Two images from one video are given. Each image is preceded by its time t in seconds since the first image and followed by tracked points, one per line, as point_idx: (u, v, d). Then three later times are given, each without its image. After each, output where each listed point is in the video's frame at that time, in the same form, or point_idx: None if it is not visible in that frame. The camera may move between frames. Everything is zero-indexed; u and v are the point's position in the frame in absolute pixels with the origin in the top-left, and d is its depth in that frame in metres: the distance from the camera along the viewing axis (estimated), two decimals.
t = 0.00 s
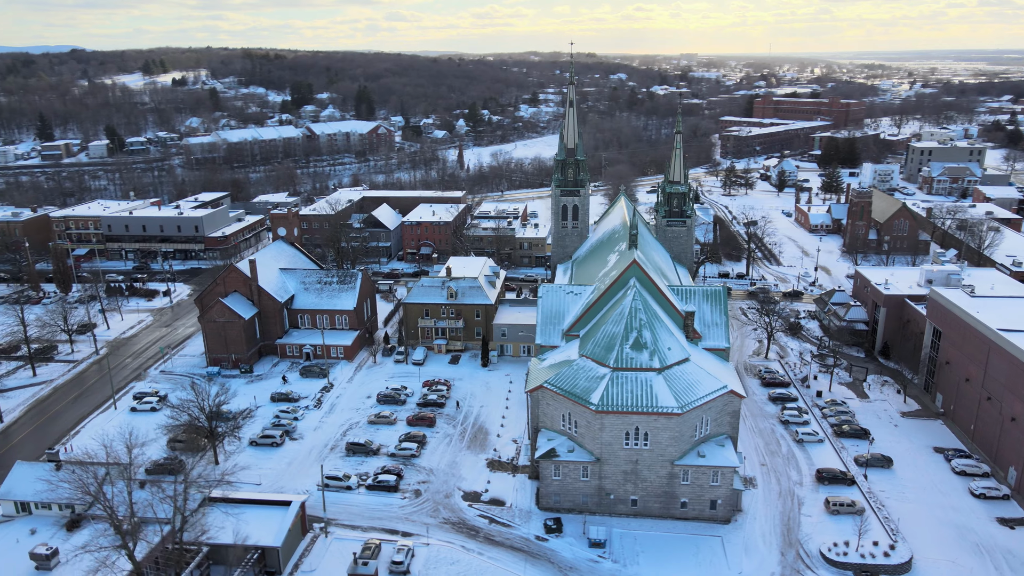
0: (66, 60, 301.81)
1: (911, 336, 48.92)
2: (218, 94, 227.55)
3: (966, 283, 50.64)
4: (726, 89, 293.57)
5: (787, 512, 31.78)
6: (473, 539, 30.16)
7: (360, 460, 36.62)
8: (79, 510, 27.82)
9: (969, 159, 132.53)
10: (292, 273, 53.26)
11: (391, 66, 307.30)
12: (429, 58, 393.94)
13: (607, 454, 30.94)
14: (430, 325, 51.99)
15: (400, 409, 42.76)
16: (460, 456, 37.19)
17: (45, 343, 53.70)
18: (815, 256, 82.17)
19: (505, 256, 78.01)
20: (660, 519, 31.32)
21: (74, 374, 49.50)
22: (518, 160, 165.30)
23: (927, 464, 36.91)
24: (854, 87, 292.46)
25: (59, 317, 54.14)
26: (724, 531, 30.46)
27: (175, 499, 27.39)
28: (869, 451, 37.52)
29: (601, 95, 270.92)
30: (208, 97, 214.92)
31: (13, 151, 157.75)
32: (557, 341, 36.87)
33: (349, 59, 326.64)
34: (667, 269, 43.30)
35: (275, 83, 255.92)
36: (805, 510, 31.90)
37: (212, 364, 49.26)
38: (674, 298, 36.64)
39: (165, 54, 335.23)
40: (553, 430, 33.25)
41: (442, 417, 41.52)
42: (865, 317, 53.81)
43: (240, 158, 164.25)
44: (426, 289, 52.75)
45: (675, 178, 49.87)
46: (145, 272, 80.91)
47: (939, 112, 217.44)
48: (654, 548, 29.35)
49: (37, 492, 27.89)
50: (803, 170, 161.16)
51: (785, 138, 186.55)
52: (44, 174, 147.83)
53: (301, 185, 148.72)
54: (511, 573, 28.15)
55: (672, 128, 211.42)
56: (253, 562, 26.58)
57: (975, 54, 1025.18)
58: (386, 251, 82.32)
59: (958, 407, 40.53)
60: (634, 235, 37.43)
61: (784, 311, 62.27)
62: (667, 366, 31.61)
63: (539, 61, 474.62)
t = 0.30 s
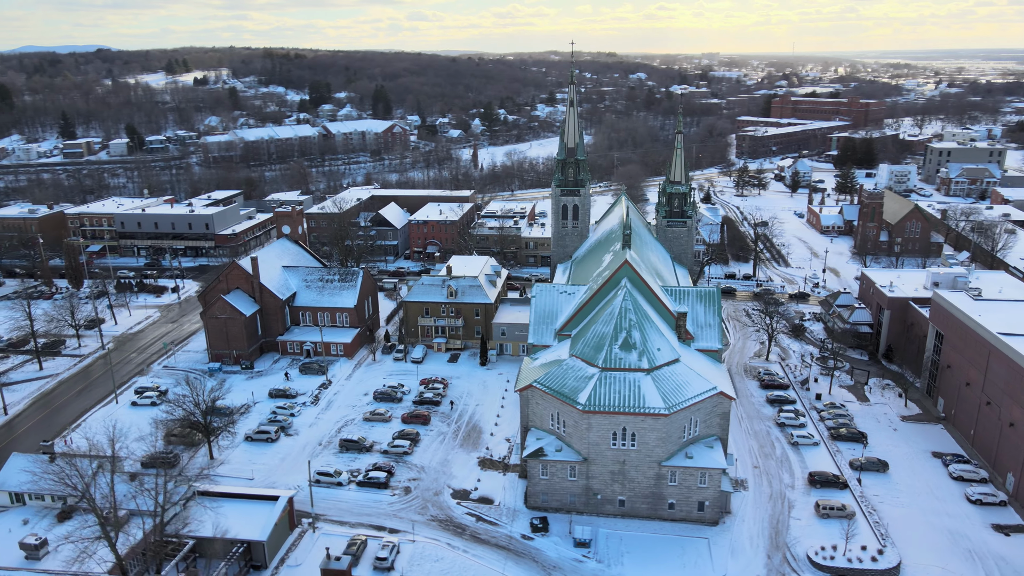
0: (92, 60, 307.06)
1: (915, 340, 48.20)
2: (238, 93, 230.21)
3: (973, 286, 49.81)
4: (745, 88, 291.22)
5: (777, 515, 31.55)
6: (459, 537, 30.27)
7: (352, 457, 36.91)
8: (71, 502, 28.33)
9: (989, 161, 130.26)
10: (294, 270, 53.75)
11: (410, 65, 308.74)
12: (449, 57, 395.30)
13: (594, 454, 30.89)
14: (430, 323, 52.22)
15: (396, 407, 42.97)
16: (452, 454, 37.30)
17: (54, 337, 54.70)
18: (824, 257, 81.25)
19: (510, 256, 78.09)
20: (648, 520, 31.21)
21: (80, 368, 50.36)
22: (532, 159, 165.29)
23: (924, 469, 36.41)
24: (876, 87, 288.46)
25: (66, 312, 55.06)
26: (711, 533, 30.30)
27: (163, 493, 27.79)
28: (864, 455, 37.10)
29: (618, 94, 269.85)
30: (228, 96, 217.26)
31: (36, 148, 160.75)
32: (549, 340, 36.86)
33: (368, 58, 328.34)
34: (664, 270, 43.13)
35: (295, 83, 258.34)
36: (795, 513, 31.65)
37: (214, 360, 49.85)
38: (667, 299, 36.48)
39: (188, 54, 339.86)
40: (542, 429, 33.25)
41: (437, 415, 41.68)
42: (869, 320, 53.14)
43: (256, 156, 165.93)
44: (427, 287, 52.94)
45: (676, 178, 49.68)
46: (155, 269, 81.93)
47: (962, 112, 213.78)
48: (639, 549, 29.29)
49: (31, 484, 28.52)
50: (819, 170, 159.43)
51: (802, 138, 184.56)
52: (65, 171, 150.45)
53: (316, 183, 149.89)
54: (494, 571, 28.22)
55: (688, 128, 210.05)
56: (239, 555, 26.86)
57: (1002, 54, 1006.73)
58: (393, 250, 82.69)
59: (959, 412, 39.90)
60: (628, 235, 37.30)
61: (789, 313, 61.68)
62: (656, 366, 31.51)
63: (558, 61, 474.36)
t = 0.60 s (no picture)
0: (118, 59, 312.05)
1: (919, 343, 47.47)
2: (258, 92, 232.60)
3: (980, 289, 48.96)
4: (766, 88, 288.49)
5: (766, 517, 31.34)
6: (445, 534, 30.41)
7: (345, 453, 37.22)
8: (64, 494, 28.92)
9: (1010, 162, 127.83)
10: (297, 268, 54.26)
11: (429, 65, 309.82)
12: (469, 56, 396.15)
13: (581, 454, 30.87)
14: (430, 321, 52.50)
15: (392, 404, 43.23)
16: (445, 452, 37.46)
17: (62, 332, 55.73)
18: (833, 258, 80.20)
19: (516, 255, 78.17)
20: (635, 520, 31.15)
21: (85, 362, 51.29)
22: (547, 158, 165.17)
23: (920, 474, 35.89)
24: (900, 87, 284.06)
25: (75, 307, 56.12)
26: (698, 535, 30.17)
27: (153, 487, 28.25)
28: (859, 459, 36.69)
29: (636, 94, 268.59)
30: (247, 95, 219.53)
31: (58, 146, 163.71)
32: (542, 339, 36.89)
33: (387, 58, 329.97)
34: (660, 271, 42.97)
35: (314, 82, 260.61)
36: (784, 516, 31.41)
37: (216, 356, 50.48)
38: (660, 299, 36.33)
39: (212, 53, 344.19)
40: (531, 428, 33.29)
41: (432, 413, 41.85)
42: (873, 322, 52.43)
43: (273, 155, 167.51)
44: (427, 286, 53.12)
45: (677, 178, 49.41)
46: (166, 265, 83.12)
47: (987, 113, 209.81)
48: (625, 549, 29.25)
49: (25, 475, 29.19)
50: (837, 171, 157.54)
51: (820, 138, 182.49)
52: (86, 168, 153.04)
53: (330, 181, 150.96)
54: (478, 569, 28.32)
55: (705, 128, 208.54)
56: (225, 549, 27.18)
57: None
58: (400, 248, 83.00)
59: (959, 417, 39.27)
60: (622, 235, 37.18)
61: (794, 315, 61.05)
62: (645, 367, 31.41)
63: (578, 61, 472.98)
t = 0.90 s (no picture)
0: (143, 58, 316.58)
1: (922, 346, 46.74)
2: (277, 91, 234.76)
3: (986, 293, 48.12)
4: (787, 88, 285.30)
5: (754, 520, 31.14)
6: (431, 531, 30.55)
7: (339, 450, 37.51)
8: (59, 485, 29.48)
9: None
10: (300, 266, 54.76)
11: (448, 64, 310.47)
12: (488, 55, 396.42)
13: (568, 453, 30.87)
14: (430, 320, 52.63)
15: (389, 402, 43.49)
16: (437, 450, 37.61)
17: (71, 327, 56.74)
18: (843, 260, 79.15)
19: (522, 254, 78.02)
20: (622, 521, 31.08)
21: (91, 357, 52.15)
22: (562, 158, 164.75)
23: (916, 479, 35.41)
24: (925, 87, 279.26)
25: (84, 303, 57.08)
26: (684, 536, 30.06)
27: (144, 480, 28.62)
28: (854, 463, 36.26)
29: (654, 93, 267.23)
30: (266, 94, 221.62)
31: (80, 143, 166.50)
32: (534, 339, 36.94)
33: (406, 57, 331.27)
34: (656, 272, 42.87)
35: (334, 81, 262.41)
36: (773, 518, 31.18)
37: (218, 351, 51.09)
38: (653, 299, 36.23)
39: (234, 52, 347.86)
40: (520, 427, 33.32)
41: (427, 411, 42.03)
42: (877, 325, 51.71)
43: (289, 153, 168.94)
44: (427, 284, 53.34)
45: (677, 178, 49.04)
46: (177, 262, 84.24)
47: (1012, 113, 205.64)
48: (609, 550, 29.21)
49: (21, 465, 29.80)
50: (855, 171, 155.43)
51: (838, 139, 180.20)
52: (106, 166, 155.45)
53: (344, 180, 151.88)
54: (461, 566, 28.41)
55: (723, 128, 206.85)
56: (211, 542, 27.57)
57: None
58: (407, 247, 83.20)
59: (959, 421, 38.66)
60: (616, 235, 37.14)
61: (798, 318, 60.42)
62: (633, 367, 31.34)
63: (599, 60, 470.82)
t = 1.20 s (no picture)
0: (167, 57, 320.80)
1: (925, 350, 46.04)
2: (296, 90, 236.76)
3: (992, 297, 47.27)
4: (808, 87, 281.96)
5: (742, 522, 30.97)
6: (417, 528, 30.73)
7: (332, 446, 37.83)
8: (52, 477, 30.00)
9: None
10: (303, 263, 55.22)
11: (466, 63, 311.03)
12: (508, 54, 396.56)
13: (555, 453, 30.88)
14: (430, 318, 52.84)
15: (385, 399, 43.75)
16: (429, 448, 37.79)
17: (79, 321, 57.78)
18: (853, 261, 78.06)
19: (528, 253, 78.03)
20: (609, 521, 31.05)
21: (97, 351, 53.06)
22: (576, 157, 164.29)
23: (911, 484, 34.94)
24: (950, 87, 274.41)
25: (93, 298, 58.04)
26: (671, 538, 29.96)
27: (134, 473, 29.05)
28: (849, 467, 35.89)
29: (672, 93, 265.68)
30: (284, 93, 223.70)
31: (102, 142, 169.28)
32: (526, 338, 36.95)
33: (425, 56, 332.76)
34: (653, 273, 42.68)
35: (352, 81, 264.04)
36: (761, 521, 30.99)
37: (221, 347, 51.74)
38: (645, 300, 36.11)
39: (256, 51, 351.29)
40: (510, 426, 33.38)
41: (422, 408, 42.22)
42: (881, 328, 51.00)
43: (305, 152, 170.32)
44: (428, 283, 53.58)
45: (678, 178, 48.59)
46: (188, 259, 85.35)
47: None
48: (594, 550, 29.19)
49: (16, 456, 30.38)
50: (873, 172, 153.28)
51: (856, 139, 177.82)
52: (126, 164, 157.79)
53: (358, 179, 152.78)
54: (445, 564, 28.56)
55: (740, 128, 205.06)
56: (199, 535, 27.95)
57: None
58: (414, 246, 83.56)
59: (958, 426, 38.07)
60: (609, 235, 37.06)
61: (802, 320, 59.76)
62: (622, 368, 31.27)
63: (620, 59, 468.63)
